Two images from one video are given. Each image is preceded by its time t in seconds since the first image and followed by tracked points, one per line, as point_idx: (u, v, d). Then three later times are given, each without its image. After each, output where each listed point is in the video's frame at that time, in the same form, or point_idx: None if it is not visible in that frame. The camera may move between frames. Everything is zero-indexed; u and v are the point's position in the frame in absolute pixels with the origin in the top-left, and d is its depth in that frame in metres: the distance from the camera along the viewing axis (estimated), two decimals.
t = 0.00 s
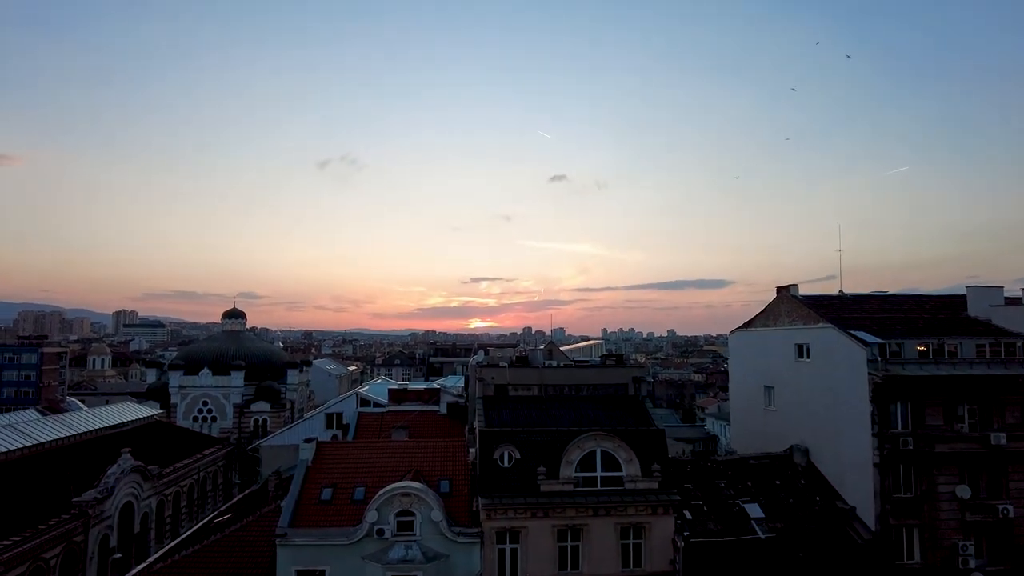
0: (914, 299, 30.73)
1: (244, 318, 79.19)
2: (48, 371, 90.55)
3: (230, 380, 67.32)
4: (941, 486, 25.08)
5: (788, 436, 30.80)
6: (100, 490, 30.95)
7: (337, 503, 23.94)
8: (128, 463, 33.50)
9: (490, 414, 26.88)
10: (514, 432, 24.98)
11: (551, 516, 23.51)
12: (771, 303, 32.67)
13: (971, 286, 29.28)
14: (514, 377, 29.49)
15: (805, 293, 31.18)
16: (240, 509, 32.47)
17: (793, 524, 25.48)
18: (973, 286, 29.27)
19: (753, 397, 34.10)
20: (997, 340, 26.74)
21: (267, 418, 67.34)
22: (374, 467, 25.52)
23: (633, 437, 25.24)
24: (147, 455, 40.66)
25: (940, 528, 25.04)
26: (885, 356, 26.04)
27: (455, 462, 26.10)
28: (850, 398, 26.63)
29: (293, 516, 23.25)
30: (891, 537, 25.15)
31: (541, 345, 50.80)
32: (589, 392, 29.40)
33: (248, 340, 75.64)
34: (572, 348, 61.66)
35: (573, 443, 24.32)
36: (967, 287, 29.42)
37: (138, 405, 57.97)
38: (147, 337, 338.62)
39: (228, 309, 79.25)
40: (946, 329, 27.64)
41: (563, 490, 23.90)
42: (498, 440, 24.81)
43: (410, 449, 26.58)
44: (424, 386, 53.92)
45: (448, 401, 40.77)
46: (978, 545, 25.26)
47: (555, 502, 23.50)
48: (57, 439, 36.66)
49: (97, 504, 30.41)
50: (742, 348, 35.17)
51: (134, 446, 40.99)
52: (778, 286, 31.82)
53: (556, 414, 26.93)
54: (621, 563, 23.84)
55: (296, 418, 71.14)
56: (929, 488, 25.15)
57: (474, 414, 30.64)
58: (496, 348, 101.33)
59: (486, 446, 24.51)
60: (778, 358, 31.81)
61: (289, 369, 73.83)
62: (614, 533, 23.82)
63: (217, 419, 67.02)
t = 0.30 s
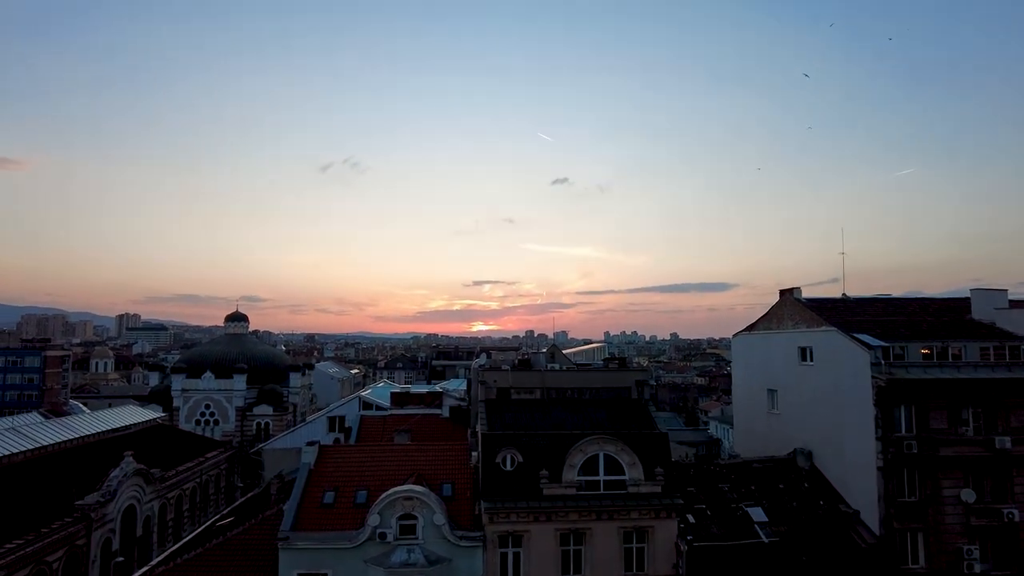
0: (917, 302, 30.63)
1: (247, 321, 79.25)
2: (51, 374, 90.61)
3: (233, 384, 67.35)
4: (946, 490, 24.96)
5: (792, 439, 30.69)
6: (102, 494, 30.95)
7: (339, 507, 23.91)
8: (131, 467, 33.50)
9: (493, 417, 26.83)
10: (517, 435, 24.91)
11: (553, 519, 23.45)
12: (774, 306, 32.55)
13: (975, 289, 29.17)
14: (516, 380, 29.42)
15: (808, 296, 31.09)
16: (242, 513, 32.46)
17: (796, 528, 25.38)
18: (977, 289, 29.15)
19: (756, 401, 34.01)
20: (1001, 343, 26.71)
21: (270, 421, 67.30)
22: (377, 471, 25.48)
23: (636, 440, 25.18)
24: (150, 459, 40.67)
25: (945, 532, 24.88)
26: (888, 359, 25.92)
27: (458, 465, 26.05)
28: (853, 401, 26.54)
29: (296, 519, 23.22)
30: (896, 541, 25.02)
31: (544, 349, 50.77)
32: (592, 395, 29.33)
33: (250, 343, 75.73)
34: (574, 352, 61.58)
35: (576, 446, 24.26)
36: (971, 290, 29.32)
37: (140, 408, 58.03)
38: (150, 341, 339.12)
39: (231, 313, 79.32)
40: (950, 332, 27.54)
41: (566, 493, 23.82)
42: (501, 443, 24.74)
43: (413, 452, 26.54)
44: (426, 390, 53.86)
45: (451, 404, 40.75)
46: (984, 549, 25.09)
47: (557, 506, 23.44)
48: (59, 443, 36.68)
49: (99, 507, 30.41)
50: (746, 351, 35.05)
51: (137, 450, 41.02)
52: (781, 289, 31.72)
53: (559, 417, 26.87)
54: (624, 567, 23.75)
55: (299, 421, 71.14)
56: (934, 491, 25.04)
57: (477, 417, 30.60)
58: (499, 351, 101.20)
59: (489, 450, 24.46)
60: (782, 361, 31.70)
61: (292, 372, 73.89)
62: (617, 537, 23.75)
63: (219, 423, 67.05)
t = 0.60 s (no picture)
0: (921, 304, 30.55)
1: (250, 324, 79.36)
2: (55, 376, 90.79)
3: (235, 386, 67.41)
4: (951, 493, 24.87)
5: (795, 442, 30.63)
6: (105, 496, 30.97)
7: (341, 509, 23.90)
8: (134, 469, 33.54)
9: (495, 420, 26.81)
10: (519, 438, 24.90)
11: (556, 522, 23.42)
12: (777, 309, 32.52)
13: (979, 291, 29.06)
14: (519, 382, 29.42)
15: (811, 299, 31.05)
16: (245, 515, 32.48)
17: (799, 531, 25.32)
18: (981, 291, 29.07)
19: (759, 403, 33.92)
20: (1006, 345, 26.59)
21: (272, 424, 67.34)
22: (379, 473, 25.47)
23: (638, 442, 25.15)
24: (153, 461, 40.71)
25: (949, 536, 24.80)
26: (892, 362, 25.89)
27: (461, 468, 26.03)
28: (856, 404, 26.47)
29: (298, 522, 23.20)
30: (900, 544, 24.94)
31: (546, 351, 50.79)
32: (595, 398, 29.30)
33: (253, 345, 75.83)
34: (577, 354, 61.55)
35: (579, 449, 24.22)
36: (974, 292, 29.23)
37: (143, 410, 58.07)
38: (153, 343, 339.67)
39: (233, 315, 79.44)
40: (954, 335, 27.46)
41: (568, 496, 23.78)
42: (503, 445, 24.73)
43: (415, 455, 26.52)
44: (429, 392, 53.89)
45: (453, 407, 40.78)
46: (989, 553, 24.97)
47: (560, 509, 23.41)
48: (63, 445, 36.73)
49: (102, 509, 30.44)
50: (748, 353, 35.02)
51: (140, 452, 41.07)
52: (784, 291, 31.69)
53: (561, 419, 26.83)
54: (627, 570, 23.71)
55: (301, 423, 71.23)
56: (938, 495, 24.95)
57: (479, 420, 30.59)
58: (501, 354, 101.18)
59: (492, 452, 24.44)
60: (785, 364, 31.65)
61: (294, 375, 73.99)
62: (620, 539, 23.70)
63: (222, 425, 67.09)
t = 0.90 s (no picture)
0: (925, 306, 30.47)
1: (253, 326, 79.46)
2: (59, 378, 90.98)
3: (238, 388, 67.46)
4: (955, 496, 24.78)
5: (798, 444, 30.54)
6: (109, 498, 30.99)
7: (344, 511, 23.89)
8: (137, 471, 33.56)
9: (498, 422, 26.80)
10: (522, 440, 24.87)
11: (559, 525, 23.38)
12: (780, 311, 32.45)
13: (983, 293, 28.98)
14: (522, 384, 29.41)
15: (814, 301, 30.98)
16: (248, 517, 32.50)
17: (803, 533, 25.24)
18: (985, 293, 28.98)
19: (762, 405, 33.88)
20: (1010, 347, 26.47)
21: (275, 426, 67.40)
22: (382, 475, 25.46)
23: (641, 444, 25.10)
24: (156, 463, 40.73)
25: (954, 538, 24.70)
26: (896, 364, 25.77)
27: (463, 470, 26.02)
28: (860, 406, 26.39)
29: (301, 524, 23.19)
30: (904, 547, 24.84)
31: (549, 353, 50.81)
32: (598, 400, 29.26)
33: (256, 347, 75.91)
34: (580, 356, 61.53)
35: (581, 451, 24.20)
36: (978, 294, 29.16)
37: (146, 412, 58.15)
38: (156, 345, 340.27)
39: (236, 317, 79.54)
40: (958, 337, 27.35)
41: (571, 498, 23.75)
42: (506, 447, 24.71)
43: (418, 457, 26.52)
44: (432, 394, 53.84)
45: (456, 409, 40.81)
46: (994, 556, 24.86)
47: (562, 511, 23.39)
48: (66, 447, 36.77)
49: (105, 511, 30.47)
50: (751, 355, 34.97)
51: (143, 454, 41.11)
52: (787, 293, 31.63)
53: (564, 422, 26.80)
54: (630, 572, 23.65)
55: (304, 425, 71.33)
56: (942, 497, 24.85)
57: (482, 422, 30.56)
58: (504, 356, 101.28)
59: (494, 454, 24.43)
60: (788, 366, 31.59)
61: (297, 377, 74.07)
62: (623, 542, 23.64)
63: (225, 427, 67.14)
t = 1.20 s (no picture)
0: (927, 307, 30.43)
1: (255, 327, 79.57)
2: (62, 379, 91.11)
3: (241, 389, 67.57)
4: (959, 497, 24.68)
5: (801, 445, 30.50)
6: (112, 498, 31.05)
7: (347, 512, 23.91)
8: (140, 471, 33.63)
9: (500, 423, 26.81)
10: (525, 440, 24.88)
11: (561, 525, 23.36)
12: (783, 311, 32.42)
13: (986, 293, 28.94)
14: (523, 385, 29.44)
15: (816, 301, 30.94)
16: (251, 517, 32.54)
17: (806, 534, 25.19)
18: (988, 293, 28.94)
19: (764, 406, 33.86)
20: (1013, 348, 26.40)
21: (278, 426, 67.50)
22: (384, 476, 25.46)
23: (644, 445, 25.10)
24: (159, 463, 40.80)
25: (957, 539, 24.61)
26: (898, 364, 25.73)
27: (466, 471, 26.01)
28: (863, 406, 26.34)
29: (304, 525, 23.21)
30: (907, 549, 24.77)
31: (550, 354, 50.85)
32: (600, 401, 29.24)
33: (259, 348, 76.02)
34: (581, 356, 61.58)
35: (584, 452, 24.20)
36: (982, 295, 29.12)
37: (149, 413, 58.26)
38: (159, 346, 340.69)
39: (239, 318, 79.63)
40: (962, 337, 27.27)
41: (573, 499, 23.75)
42: (509, 448, 24.71)
43: (420, 457, 26.54)
44: (434, 395, 53.90)
45: (458, 410, 40.86)
46: (998, 557, 24.76)
47: (565, 512, 23.38)
48: (69, 448, 36.84)
49: (109, 512, 30.53)
50: (754, 356, 34.94)
51: (147, 455, 41.19)
52: (789, 294, 31.61)
53: (567, 422, 26.79)
54: (632, 573, 23.62)
55: (306, 426, 71.45)
56: (946, 498, 24.79)
57: (484, 423, 30.58)
58: (506, 356, 101.36)
59: (496, 455, 24.42)
60: (790, 366, 31.55)
61: (299, 377, 74.16)
62: (626, 543, 23.61)
63: (227, 428, 67.23)
